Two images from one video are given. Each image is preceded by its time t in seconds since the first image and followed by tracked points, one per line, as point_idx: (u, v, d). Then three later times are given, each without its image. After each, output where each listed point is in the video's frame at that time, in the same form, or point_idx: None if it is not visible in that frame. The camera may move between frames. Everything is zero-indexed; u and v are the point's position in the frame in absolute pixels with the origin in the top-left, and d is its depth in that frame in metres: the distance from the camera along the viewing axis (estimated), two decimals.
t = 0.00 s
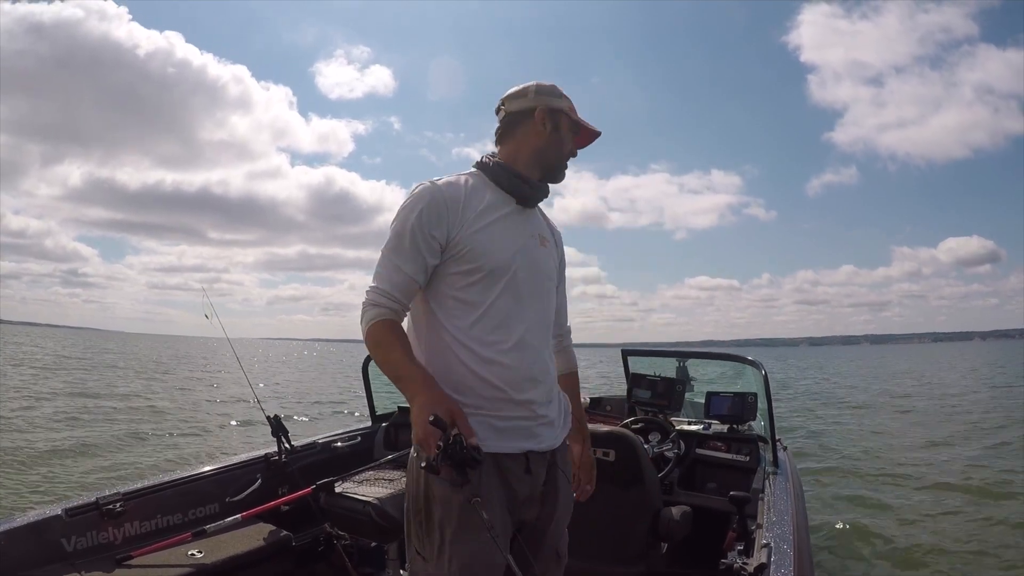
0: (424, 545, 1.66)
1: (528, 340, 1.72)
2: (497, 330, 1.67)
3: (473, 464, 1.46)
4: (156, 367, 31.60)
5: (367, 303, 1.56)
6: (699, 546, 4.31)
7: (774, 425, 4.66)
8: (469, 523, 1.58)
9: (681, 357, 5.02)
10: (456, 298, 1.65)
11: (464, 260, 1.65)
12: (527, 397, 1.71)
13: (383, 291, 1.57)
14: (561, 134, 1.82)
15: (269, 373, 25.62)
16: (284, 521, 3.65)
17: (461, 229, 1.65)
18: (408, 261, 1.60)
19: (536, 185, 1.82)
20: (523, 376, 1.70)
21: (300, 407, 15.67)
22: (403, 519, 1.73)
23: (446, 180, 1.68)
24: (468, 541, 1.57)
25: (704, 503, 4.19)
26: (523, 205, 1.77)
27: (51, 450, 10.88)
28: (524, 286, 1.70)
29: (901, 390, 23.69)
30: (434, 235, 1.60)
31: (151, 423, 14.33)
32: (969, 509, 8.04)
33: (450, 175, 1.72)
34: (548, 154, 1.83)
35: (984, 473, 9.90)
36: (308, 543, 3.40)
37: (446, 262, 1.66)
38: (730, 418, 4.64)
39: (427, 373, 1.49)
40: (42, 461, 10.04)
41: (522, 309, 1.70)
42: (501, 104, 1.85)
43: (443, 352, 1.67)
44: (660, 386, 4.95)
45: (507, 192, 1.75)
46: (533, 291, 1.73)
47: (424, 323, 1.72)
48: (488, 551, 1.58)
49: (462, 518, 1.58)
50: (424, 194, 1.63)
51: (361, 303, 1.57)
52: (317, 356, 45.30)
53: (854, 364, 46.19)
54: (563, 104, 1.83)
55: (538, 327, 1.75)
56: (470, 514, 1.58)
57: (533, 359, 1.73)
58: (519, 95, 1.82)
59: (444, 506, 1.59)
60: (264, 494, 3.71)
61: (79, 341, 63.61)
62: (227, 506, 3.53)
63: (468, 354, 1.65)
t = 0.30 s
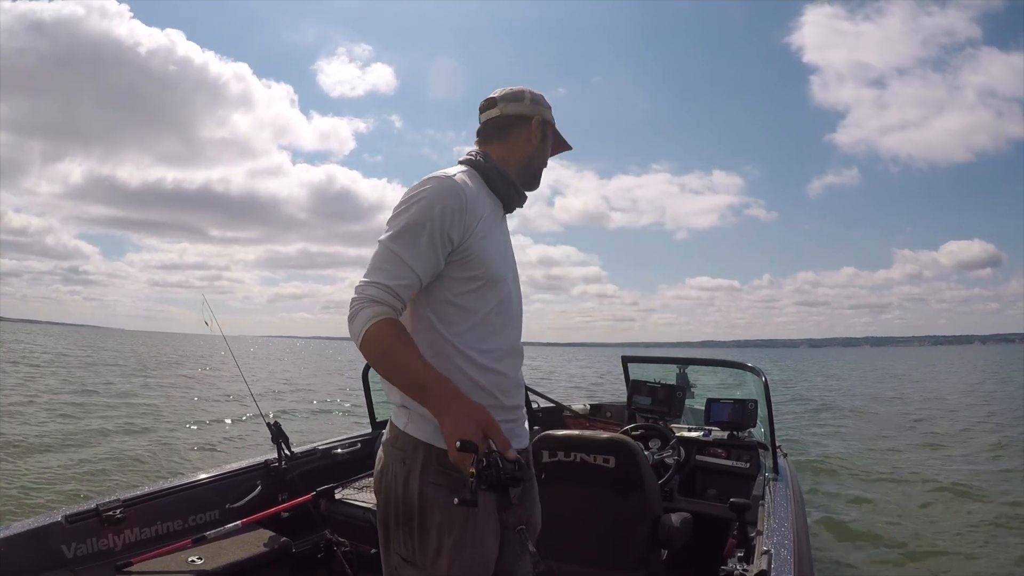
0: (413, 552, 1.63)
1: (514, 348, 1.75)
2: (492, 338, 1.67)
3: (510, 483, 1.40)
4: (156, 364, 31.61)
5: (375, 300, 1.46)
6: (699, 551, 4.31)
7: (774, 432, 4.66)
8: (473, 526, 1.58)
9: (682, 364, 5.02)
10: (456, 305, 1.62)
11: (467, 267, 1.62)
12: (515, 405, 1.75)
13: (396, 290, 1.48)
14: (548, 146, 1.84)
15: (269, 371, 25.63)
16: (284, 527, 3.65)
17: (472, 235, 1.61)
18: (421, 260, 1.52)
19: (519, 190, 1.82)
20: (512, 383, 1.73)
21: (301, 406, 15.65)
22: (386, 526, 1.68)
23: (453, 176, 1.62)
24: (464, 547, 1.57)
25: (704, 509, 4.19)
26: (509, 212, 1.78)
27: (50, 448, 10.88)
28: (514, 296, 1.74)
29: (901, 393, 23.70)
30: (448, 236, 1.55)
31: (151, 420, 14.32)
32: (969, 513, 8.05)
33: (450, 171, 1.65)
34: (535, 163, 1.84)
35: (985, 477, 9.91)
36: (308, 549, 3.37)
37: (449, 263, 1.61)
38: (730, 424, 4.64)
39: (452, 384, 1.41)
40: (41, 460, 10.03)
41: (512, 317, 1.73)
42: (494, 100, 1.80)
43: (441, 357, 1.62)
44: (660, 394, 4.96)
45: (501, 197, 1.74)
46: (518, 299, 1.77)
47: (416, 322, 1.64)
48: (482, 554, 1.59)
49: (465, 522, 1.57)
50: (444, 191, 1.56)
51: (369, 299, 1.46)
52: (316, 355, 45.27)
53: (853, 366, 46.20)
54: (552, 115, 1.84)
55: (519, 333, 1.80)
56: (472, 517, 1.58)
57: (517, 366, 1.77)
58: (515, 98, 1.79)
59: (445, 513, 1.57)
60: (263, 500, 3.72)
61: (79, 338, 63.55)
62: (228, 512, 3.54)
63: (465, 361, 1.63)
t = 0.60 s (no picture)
0: (405, 548, 1.63)
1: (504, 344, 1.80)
2: (489, 336, 1.72)
3: (550, 485, 1.46)
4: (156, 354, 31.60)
5: (394, 310, 1.46)
6: (700, 549, 4.33)
7: (774, 430, 4.68)
8: (463, 523, 1.61)
9: (683, 361, 5.03)
10: (459, 306, 1.65)
11: (469, 270, 1.64)
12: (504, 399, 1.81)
13: (412, 300, 1.49)
14: (534, 140, 1.84)
15: (270, 363, 25.64)
16: (284, 525, 3.68)
17: (476, 239, 1.63)
18: (433, 265, 1.53)
19: (507, 185, 1.83)
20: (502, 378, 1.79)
21: (302, 397, 15.69)
22: (376, 521, 1.67)
23: (455, 176, 1.63)
24: (458, 545, 1.60)
25: (705, 507, 4.21)
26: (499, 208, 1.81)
27: (51, 437, 10.90)
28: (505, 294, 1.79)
29: (901, 392, 23.74)
30: (457, 240, 1.56)
31: (151, 410, 14.33)
32: (967, 513, 8.08)
33: (450, 171, 1.65)
34: (523, 156, 1.84)
35: (984, 477, 9.93)
36: (308, 547, 3.39)
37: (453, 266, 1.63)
38: (731, 422, 4.64)
39: (488, 388, 1.42)
40: (41, 449, 10.04)
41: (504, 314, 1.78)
42: (483, 92, 1.77)
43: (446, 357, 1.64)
44: (661, 391, 4.95)
45: (492, 195, 1.76)
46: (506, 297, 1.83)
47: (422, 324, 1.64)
48: (473, 551, 1.63)
49: (455, 519, 1.60)
50: (453, 197, 1.57)
51: (387, 310, 1.46)
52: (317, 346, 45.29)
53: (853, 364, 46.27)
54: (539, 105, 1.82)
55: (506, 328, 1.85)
56: (463, 515, 1.61)
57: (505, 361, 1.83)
58: (505, 91, 1.77)
59: (438, 510, 1.59)
60: (263, 498, 3.74)
61: (80, 327, 63.66)
62: (227, 510, 3.56)
63: (467, 360, 1.67)
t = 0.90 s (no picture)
0: (411, 541, 1.63)
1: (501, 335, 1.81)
2: (485, 328, 1.73)
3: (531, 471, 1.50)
4: (156, 347, 31.58)
5: (385, 305, 1.48)
6: (700, 545, 4.35)
7: (775, 426, 4.68)
8: (465, 514, 1.63)
9: (684, 357, 5.11)
10: (453, 299, 1.66)
11: (460, 264, 1.66)
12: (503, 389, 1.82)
13: (403, 295, 1.51)
14: (523, 140, 1.85)
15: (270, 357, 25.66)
16: (285, 519, 3.70)
17: (467, 234, 1.65)
18: (423, 260, 1.54)
19: (499, 183, 1.84)
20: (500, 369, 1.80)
21: (303, 392, 15.72)
22: (379, 515, 1.68)
23: (444, 174, 1.64)
24: (461, 536, 1.62)
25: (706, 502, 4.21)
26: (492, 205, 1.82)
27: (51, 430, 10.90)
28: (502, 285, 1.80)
29: (900, 392, 23.79)
30: (447, 236, 1.57)
31: (150, 404, 14.34)
32: (966, 513, 8.11)
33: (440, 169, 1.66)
34: (513, 155, 1.84)
35: (984, 478, 9.93)
36: (308, 542, 3.39)
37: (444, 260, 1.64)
38: (732, 418, 4.64)
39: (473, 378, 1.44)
40: (40, 442, 10.05)
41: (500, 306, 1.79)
42: (473, 94, 1.78)
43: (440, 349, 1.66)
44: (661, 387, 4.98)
45: (484, 192, 1.77)
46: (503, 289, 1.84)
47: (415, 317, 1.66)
48: (475, 543, 1.65)
49: (458, 510, 1.62)
50: (441, 194, 1.57)
51: (378, 306, 1.48)
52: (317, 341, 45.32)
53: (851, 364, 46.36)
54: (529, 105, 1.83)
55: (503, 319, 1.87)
56: (466, 506, 1.63)
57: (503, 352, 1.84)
58: (495, 92, 1.78)
59: (443, 502, 1.61)
60: (264, 492, 3.76)
61: (80, 320, 63.64)
62: (228, 504, 3.58)
63: (462, 352, 1.68)
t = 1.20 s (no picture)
0: (418, 526, 1.64)
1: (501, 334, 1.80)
2: (482, 326, 1.72)
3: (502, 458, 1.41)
4: (158, 351, 31.55)
5: (379, 304, 1.48)
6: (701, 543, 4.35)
7: (776, 424, 4.67)
8: (469, 497, 1.63)
9: (684, 355, 5.09)
10: (450, 299, 1.66)
11: (455, 263, 1.65)
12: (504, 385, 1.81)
13: (397, 294, 1.51)
14: (517, 142, 1.83)
15: (272, 361, 25.64)
16: (286, 517, 3.70)
17: (461, 235, 1.64)
18: (416, 262, 1.54)
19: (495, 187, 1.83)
20: (500, 367, 1.79)
21: (305, 394, 15.70)
22: (386, 501, 1.68)
23: (436, 179, 1.64)
24: (465, 520, 1.63)
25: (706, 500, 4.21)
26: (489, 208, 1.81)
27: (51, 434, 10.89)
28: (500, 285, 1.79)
29: (903, 392, 23.74)
30: (439, 238, 1.57)
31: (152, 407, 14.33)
32: (969, 512, 8.09)
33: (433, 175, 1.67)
34: (505, 158, 1.82)
35: (987, 477, 9.91)
36: (308, 540, 3.44)
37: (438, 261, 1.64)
38: (733, 415, 4.67)
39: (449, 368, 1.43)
40: (41, 445, 10.04)
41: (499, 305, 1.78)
42: (463, 103, 1.80)
43: (437, 348, 1.66)
44: (662, 384, 5.07)
45: (480, 196, 1.77)
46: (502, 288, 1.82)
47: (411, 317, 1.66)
48: (478, 527, 1.66)
49: (462, 492, 1.62)
50: (433, 198, 1.58)
51: (372, 304, 1.48)
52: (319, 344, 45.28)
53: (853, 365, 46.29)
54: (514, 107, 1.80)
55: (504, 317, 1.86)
56: (470, 488, 1.64)
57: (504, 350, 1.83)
58: (485, 99, 1.78)
59: (449, 485, 1.61)
60: (265, 490, 3.76)
61: (81, 324, 63.61)
62: (229, 502, 3.58)
63: (459, 350, 1.67)
